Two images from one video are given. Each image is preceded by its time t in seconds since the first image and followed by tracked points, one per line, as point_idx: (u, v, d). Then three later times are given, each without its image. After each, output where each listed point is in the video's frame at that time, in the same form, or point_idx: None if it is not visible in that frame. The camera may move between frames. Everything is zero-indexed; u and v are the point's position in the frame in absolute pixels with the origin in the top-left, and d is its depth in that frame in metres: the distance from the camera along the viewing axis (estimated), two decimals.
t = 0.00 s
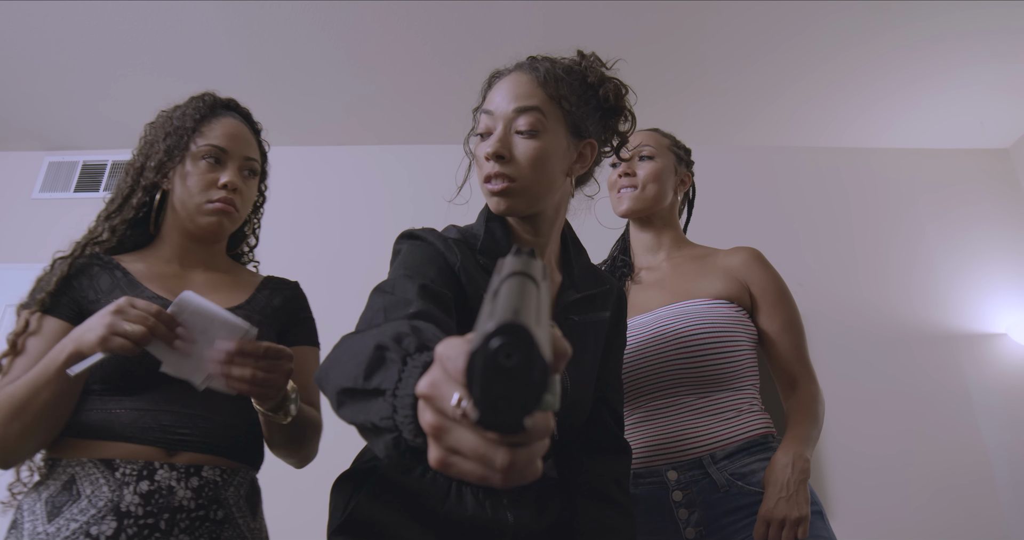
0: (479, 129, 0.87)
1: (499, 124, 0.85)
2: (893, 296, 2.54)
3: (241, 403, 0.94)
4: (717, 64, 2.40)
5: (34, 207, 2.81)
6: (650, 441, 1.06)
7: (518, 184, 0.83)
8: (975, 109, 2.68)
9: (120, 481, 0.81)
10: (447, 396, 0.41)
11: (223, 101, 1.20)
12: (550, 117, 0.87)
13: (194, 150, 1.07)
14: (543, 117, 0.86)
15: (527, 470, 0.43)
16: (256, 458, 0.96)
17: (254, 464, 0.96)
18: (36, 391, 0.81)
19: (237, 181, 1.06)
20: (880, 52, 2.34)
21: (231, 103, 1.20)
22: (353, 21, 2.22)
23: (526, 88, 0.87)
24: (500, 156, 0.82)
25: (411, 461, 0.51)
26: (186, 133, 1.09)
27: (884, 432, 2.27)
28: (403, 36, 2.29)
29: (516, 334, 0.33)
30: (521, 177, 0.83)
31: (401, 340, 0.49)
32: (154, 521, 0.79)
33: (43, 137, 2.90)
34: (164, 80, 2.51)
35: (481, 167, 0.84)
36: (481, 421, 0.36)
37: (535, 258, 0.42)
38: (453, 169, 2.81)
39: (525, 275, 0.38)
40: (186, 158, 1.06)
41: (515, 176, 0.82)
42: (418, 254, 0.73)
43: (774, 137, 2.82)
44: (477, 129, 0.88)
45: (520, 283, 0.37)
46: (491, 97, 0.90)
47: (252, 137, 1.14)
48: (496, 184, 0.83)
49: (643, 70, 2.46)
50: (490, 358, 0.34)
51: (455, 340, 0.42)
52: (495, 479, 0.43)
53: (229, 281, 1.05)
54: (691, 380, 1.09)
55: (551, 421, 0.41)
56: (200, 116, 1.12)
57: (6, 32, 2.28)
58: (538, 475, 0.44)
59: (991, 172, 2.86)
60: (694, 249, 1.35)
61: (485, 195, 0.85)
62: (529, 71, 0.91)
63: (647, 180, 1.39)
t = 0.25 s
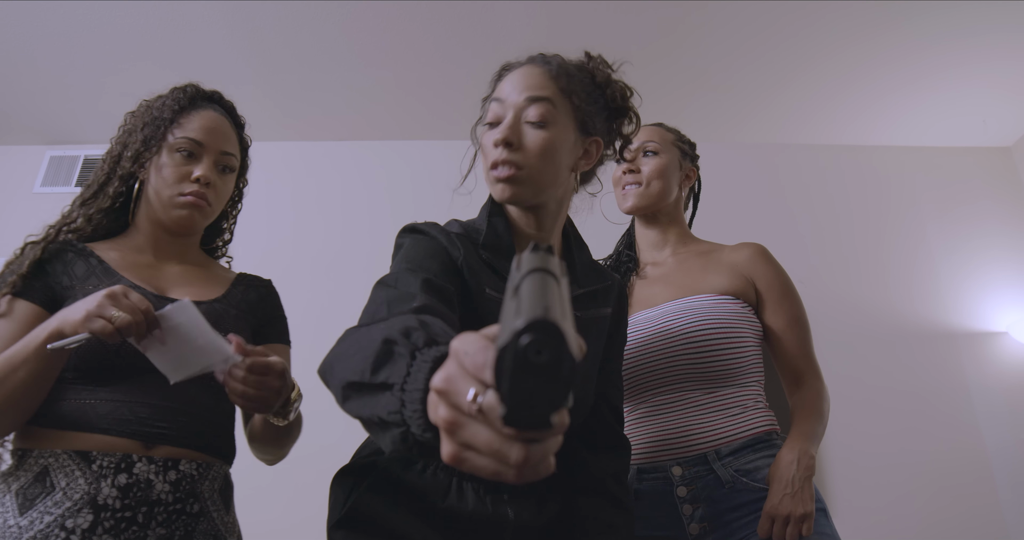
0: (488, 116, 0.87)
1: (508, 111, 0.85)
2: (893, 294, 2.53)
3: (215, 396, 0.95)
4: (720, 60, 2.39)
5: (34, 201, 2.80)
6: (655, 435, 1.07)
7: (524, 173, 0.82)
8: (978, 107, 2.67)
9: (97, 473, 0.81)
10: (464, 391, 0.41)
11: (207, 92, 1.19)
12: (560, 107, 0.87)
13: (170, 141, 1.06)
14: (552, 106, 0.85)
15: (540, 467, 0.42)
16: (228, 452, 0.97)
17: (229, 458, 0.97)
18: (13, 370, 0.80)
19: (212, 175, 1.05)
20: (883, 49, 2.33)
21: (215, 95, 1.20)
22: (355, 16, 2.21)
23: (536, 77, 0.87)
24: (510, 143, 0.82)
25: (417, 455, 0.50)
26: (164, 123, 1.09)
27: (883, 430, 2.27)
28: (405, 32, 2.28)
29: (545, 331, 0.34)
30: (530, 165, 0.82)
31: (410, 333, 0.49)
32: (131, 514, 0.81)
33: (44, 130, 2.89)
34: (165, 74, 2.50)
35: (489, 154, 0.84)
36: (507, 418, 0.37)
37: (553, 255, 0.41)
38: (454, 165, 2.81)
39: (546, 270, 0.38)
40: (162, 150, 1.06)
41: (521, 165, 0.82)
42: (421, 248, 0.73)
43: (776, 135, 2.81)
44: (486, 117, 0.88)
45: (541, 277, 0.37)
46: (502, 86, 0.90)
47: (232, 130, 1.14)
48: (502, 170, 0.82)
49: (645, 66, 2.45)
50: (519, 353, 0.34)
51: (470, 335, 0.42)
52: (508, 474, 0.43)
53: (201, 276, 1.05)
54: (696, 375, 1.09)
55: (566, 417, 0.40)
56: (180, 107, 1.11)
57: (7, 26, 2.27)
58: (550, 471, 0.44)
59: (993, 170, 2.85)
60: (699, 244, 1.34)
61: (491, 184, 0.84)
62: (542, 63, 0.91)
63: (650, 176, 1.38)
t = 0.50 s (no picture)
0: (521, 112, 0.92)
1: (546, 110, 0.91)
2: (894, 299, 2.53)
3: (211, 401, 0.94)
4: (719, 65, 2.39)
5: (33, 209, 2.80)
6: (659, 442, 1.06)
7: (554, 168, 0.86)
8: (977, 111, 2.67)
9: (94, 480, 0.80)
10: (456, 405, 0.40)
11: (208, 101, 1.17)
12: (590, 118, 0.94)
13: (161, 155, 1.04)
14: (586, 115, 0.93)
15: (535, 482, 0.42)
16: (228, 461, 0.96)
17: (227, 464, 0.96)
18: (26, 366, 0.79)
19: (203, 191, 1.03)
20: (882, 53, 2.32)
21: (215, 103, 1.17)
22: (353, 22, 2.21)
23: (573, 86, 0.95)
24: (548, 139, 0.86)
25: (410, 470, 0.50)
26: (159, 136, 1.07)
27: (884, 435, 2.26)
28: (405, 38, 2.28)
29: (535, 342, 0.34)
30: (559, 162, 0.87)
31: (404, 347, 0.49)
32: (130, 521, 0.80)
33: (44, 139, 2.89)
34: (165, 82, 2.51)
35: (522, 148, 0.88)
36: (499, 429, 0.36)
37: (546, 266, 0.41)
38: (453, 171, 2.81)
39: (538, 281, 0.37)
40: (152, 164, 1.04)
41: (554, 160, 0.86)
42: (419, 255, 0.72)
43: (776, 140, 2.81)
44: (517, 113, 0.93)
45: (534, 289, 0.36)
46: (534, 89, 0.95)
47: (228, 143, 1.11)
48: (532, 163, 0.86)
49: (644, 73, 2.45)
50: (510, 365, 0.34)
51: (463, 349, 0.41)
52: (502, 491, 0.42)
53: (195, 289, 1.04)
54: (702, 381, 1.08)
55: (560, 432, 0.40)
56: (175, 119, 1.09)
57: (7, 35, 2.28)
58: (546, 487, 0.43)
59: (992, 175, 2.85)
60: (704, 250, 1.34)
61: (517, 173, 0.87)
62: (572, 75, 0.97)
63: (654, 182, 1.37)
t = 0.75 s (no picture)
0: (525, 117, 0.92)
1: (552, 116, 0.91)
2: (892, 301, 2.53)
3: (226, 402, 0.93)
4: (716, 68, 2.40)
5: (31, 212, 2.80)
6: (662, 444, 1.06)
7: (562, 175, 0.86)
8: (974, 114, 2.68)
9: (112, 483, 0.79)
10: (455, 406, 0.40)
11: (227, 107, 1.16)
12: (593, 123, 0.94)
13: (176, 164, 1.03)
14: (590, 120, 0.93)
15: (534, 483, 0.42)
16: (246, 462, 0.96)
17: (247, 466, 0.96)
18: (31, 379, 0.78)
19: (217, 201, 1.02)
20: (880, 55, 2.33)
21: (233, 109, 1.16)
22: (352, 24, 2.21)
23: (576, 90, 0.95)
24: (556, 146, 0.86)
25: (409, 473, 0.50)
26: (175, 145, 1.06)
27: (883, 437, 2.26)
28: (404, 40, 2.28)
29: (538, 340, 0.33)
30: (566, 168, 0.87)
31: (403, 348, 0.48)
32: (148, 523, 0.78)
33: (42, 141, 2.89)
34: (165, 84, 2.51)
35: (529, 155, 0.87)
36: (499, 429, 0.36)
37: (546, 266, 0.40)
38: (452, 174, 2.81)
39: (538, 281, 0.37)
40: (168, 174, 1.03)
41: (562, 167, 0.86)
42: (418, 257, 0.72)
43: (773, 143, 2.82)
44: (520, 118, 0.93)
45: (534, 288, 0.36)
46: (534, 94, 0.95)
47: (245, 151, 1.10)
48: (541, 170, 0.86)
49: (642, 75, 2.46)
50: (512, 364, 0.34)
51: (463, 349, 0.41)
52: (503, 492, 0.42)
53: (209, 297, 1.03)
54: (708, 383, 1.08)
55: (560, 432, 0.40)
56: (192, 127, 1.08)
57: (5, 37, 2.28)
58: (545, 489, 0.43)
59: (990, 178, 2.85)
60: (708, 250, 1.33)
61: (525, 180, 0.87)
62: (573, 78, 0.97)
63: (659, 183, 1.38)
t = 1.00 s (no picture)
0: (524, 120, 0.92)
1: (551, 119, 0.91)
2: (892, 301, 2.53)
3: (250, 403, 0.93)
4: (717, 68, 2.40)
5: (35, 210, 2.80)
6: (672, 442, 1.07)
7: (564, 178, 0.87)
8: (974, 115, 2.68)
9: (137, 481, 0.80)
10: (456, 402, 0.41)
11: (249, 107, 1.16)
12: (592, 124, 0.95)
13: (202, 167, 1.03)
14: (589, 121, 0.93)
15: (534, 479, 0.42)
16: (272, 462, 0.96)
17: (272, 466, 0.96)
18: (55, 372, 0.80)
19: (243, 202, 1.02)
20: (880, 57, 2.33)
21: (257, 110, 1.16)
22: (353, 25, 2.22)
23: (574, 91, 0.95)
24: (557, 149, 0.87)
25: (411, 469, 0.50)
26: (202, 147, 1.06)
27: (883, 437, 2.27)
28: (406, 40, 2.29)
29: (537, 336, 0.34)
30: (568, 171, 0.87)
31: (404, 344, 0.49)
32: (172, 520, 0.79)
33: (45, 140, 2.90)
34: (167, 83, 2.51)
35: (531, 158, 0.88)
36: (499, 423, 0.37)
37: (546, 262, 0.41)
38: (453, 176, 2.80)
39: (537, 278, 0.37)
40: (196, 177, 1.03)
41: (564, 170, 0.87)
42: (419, 256, 0.73)
43: (774, 143, 2.83)
44: (519, 121, 0.93)
45: (533, 285, 0.37)
46: (531, 97, 0.95)
47: (269, 151, 1.10)
48: (544, 174, 0.86)
49: (644, 76, 2.46)
50: (510, 360, 0.34)
51: (463, 345, 0.42)
52: (503, 488, 0.42)
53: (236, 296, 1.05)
54: (717, 381, 1.07)
55: (559, 428, 0.40)
56: (218, 130, 1.08)
57: (7, 36, 2.28)
58: (545, 484, 0.44)
59: (990, 178, 2.86)
60: (719, 247, 1.31)
61: (526, 183, 0.87)
62: (571, 79, 0.97)
63: (670, 180, 1.37)
